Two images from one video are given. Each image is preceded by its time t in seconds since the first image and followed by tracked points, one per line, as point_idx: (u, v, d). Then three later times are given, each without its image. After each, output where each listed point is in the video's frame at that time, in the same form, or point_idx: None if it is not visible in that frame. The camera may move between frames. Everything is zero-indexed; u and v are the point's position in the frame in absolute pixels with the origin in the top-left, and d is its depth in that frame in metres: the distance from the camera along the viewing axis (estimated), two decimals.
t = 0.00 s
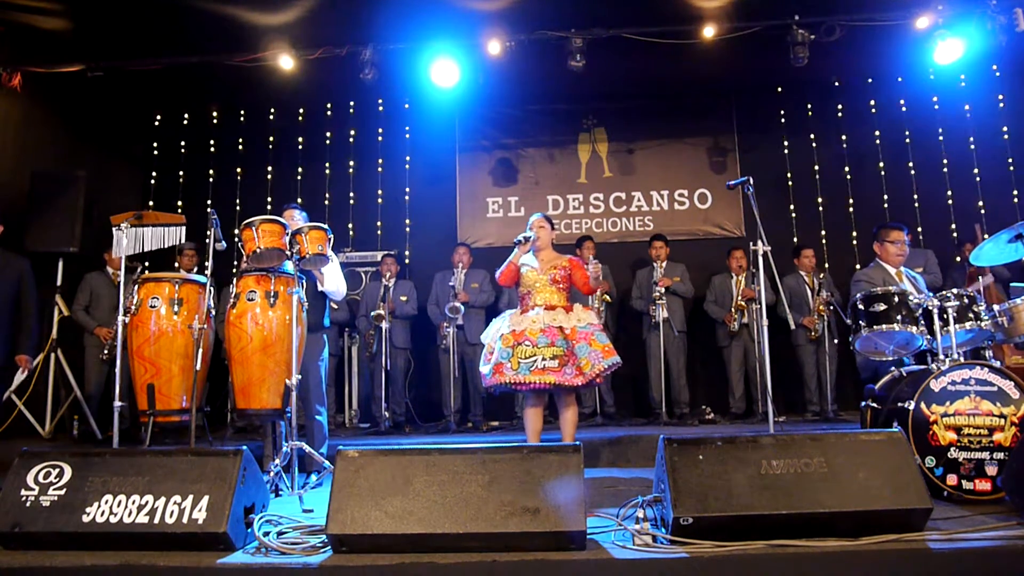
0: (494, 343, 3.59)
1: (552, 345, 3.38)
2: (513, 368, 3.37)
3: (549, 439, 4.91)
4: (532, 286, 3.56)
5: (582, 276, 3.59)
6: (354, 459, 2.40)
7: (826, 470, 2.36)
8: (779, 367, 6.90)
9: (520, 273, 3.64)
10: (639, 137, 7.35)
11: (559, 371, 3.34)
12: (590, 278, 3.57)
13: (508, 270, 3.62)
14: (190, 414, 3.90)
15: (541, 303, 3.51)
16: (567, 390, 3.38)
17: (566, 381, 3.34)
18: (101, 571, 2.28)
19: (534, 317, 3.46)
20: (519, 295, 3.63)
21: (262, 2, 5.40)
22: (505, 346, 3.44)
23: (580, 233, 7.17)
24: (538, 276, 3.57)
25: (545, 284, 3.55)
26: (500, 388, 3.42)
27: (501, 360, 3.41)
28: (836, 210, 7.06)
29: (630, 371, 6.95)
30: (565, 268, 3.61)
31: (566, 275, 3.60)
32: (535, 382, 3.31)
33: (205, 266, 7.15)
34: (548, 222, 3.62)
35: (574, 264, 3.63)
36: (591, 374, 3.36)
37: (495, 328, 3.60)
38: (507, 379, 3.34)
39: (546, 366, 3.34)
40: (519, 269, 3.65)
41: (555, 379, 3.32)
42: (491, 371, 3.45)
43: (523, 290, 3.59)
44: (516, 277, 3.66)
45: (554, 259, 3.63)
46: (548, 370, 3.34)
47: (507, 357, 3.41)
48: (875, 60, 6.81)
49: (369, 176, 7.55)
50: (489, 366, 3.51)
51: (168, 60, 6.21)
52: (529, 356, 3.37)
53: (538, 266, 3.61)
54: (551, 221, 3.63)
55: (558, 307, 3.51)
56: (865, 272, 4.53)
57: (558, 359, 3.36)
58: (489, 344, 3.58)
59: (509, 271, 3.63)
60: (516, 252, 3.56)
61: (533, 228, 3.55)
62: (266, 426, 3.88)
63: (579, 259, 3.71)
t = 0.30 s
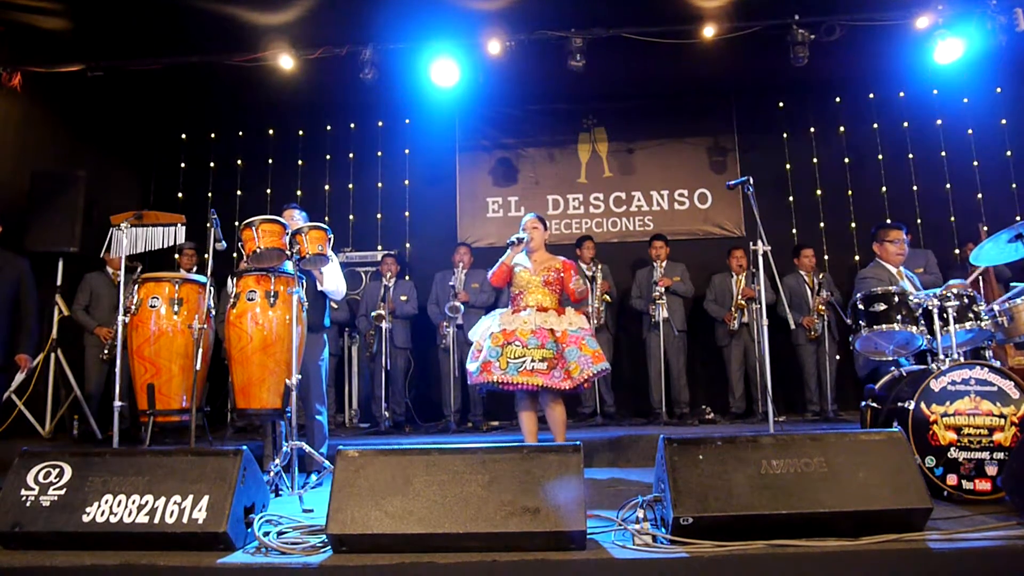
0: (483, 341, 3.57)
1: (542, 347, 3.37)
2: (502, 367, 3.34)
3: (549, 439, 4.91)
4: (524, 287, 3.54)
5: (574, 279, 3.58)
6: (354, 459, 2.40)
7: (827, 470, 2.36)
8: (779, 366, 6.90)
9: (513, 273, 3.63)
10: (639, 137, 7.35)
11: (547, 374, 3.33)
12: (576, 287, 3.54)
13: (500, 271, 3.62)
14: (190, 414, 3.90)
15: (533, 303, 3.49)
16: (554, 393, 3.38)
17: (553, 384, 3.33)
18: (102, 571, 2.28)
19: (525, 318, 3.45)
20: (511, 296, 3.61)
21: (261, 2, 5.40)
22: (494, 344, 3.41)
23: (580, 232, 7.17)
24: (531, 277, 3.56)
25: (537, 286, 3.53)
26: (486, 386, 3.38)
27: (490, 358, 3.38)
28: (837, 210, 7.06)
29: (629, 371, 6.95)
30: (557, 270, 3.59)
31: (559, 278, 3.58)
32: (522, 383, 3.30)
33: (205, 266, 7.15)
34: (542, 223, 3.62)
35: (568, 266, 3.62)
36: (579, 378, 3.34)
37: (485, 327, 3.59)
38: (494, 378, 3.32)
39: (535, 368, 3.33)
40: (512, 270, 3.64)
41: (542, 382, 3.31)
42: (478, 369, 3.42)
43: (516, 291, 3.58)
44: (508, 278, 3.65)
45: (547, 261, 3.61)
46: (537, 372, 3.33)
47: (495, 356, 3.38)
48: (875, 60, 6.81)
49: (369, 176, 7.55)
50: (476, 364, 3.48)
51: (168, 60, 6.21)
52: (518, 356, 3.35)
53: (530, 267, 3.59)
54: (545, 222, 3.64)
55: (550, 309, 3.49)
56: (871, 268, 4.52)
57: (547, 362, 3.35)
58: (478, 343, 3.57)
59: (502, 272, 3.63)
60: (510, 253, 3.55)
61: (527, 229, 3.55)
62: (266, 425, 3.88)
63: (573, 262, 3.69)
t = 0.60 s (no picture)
0: (482, 343, 3.56)
1: (544, 347, 3.37)
2: (505, 369, 3.34)
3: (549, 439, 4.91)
4: (522, 286, 3.53)
5: (572, 278, 3.58)
6: (353, 460, 2.40)
7: (826, 470, 2.36)
8: (779, 367, 6.90)
9: (511, 272, 3.60)
10: (639, 137, 7.35)
11: (551, 374, 3.34)
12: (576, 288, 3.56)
13: (497, 271, 3.59)
14: (190, 415, 3.90)
15: (533, 303, 3.49)
16: (558, 393, 3.38)
17: (557, 385, 3.33)
18: (102, 571, 2.28)
19: (526, 319, 3.45)
20: (509, 294, 3.60)
21: (262, 3, 5.41)
22: (496, 346, 3.41)
23: (580, 233, 7.17)
24: (529, 275, 3.54)
25: (536, 284, 3.52)
26: (490, 389, 3.38)
27: (493, 361, 3.38)
28: (836, 210, 7.06)
29: (629, 372, 6.95)
30: (555, 269, 3.58)
31: (556, 276, 3.58)
32: (526, 385, 3.31)
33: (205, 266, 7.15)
34: (539, 221, 3.58)
35: (565, 265, 3.61)
36: (582, 378, 3.34)
37: (484, 327, 3.60)
38: (498, 381, 3.32)
39: (538, 369, 3.33)
40: (509, 269, 3.61)
41: (546, 382, 3.32)
42: (480, 371, 3.42)
43: (513, 289, 3.57)
44: (506, 278, 3.62)
45: (545, 259, 3.59)
46: (540, 373, 3.33)
47: (498, 358, 3.38)
48: (875, 60, 6.81)
49: (369, 176, 7.55)
50: (478, 366, 3.48)
51: (168, 60, 6.21)
52: (521, 358, 3.35)
53: (528, 265, 3.57)
54: (541, 220, 3.60)
55: (551, 309, 3.49)
56: (876, 265, 4.56)
57: (550, 362, 3.35)
58: (479, 344, 3.58)
59: (500, 272, 3.59)
60: (508, 252, 3.52)
61: (522, 228, 3.52)
62: (267, 426, 3.88)
63: (570, 260, 3.68)
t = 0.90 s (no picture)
0: (485, 344, 3.56)
1: (548, 347, 3.37)
2: (508, 370, 3.34)
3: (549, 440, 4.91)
4: (525, 286, 3.52)
5: (574, 277, 3.58)
6: (354, 460, 2.40)
7: (826, 470, 2.36)
8: (779, 367, 6.90)
9: (512, 273, 3.58)
10: (640, 137, 7.35)
11: (555, 374, 3.34)
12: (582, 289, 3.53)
13: (499, 272, 3.56)
14: (190, 415, 3.90)
15: (535, 302, 3.48)
16: (562, 393, 3.38)
17: (562, 384, 3.34)
18: (102, 572, 2.28)
19: (529, 318, 3.43)
20: (511, 295, 3.59)
21: (262, 3, 5.40)
22: (498, 347, 3.41)
23: (580, 233, 7.17)
24: (531, 275, 3.53)
25: (538, 284, 3.51)
26: (493, 390, 3.39)
27: (495, 362, 3.38)
28: (836, 211, 7.06)
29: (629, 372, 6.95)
30: (557, 268, 3.57)
31: (559, 275, 3.57)
32: (530, 386, 3.31)
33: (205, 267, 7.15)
34: (539, 220, 3.58)
35: (567, 263, 3.60)
36: (587, 377, 3.36)
37: (487, 328, 3.60)
38: (502, 382, 3.32)
39: (542, 369, 3.34)
40: (511, 269, 3.59)
41: (550, 383, 3.32)
42: (483, 373, 3.42)
43: (516, 290, 3.56)
44: (508, 279, 3.59)
45: (546, 259, 3.59)
46: (544, 373, 3.33)
47: (501, 359, 3.37)
48: (875, 60, 6.81)
49: (370, 176, 7.55)
50: (481, 368, 3.48)
51: (168, 61, 6.20)
52: (525, 358, 3.36)
53: (529, 265, 3.56)
54: (541, 219, 3.60)
55: (553, 308, 3.49)
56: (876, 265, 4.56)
57: (554, 362, 3.36)
58: (480, 346, 3.57)
59: (501, 273, 3.56)
60: (509, 252, 3.51)
61: (522, 227, 3.51)
62: (267, 426, 3.88)
63: (571, 259, 3.67)
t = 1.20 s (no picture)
0: (483, 345, 3.60)
1: (543, 347, 3.36)
2: (503, 371, 3.35)
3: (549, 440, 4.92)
4: (523, 285, 3.52)
5: (575, 274, 3.55)
6: (353, 460, 2.40)
7: (827, 471, 2.36)
8: (779, 367, 6.90)
9: (511, 272, 3.63)
10: (640, 137, 7.35)
11: (551, 375, 3.32)
12: (583, 286, 3.51)
13: (497, 271, 3.62)
14: (190, 415, 3.90)
15: (534, 301, 3.47)
16: (559, 393, 3.36)
17: (558, 385, 3.31)
18: (102, 572, 2.28)
19: (525, 318, 3.43)
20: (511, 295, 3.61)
21: (262, 3, 5.40)
22: (494, 347, 3.43)
23: (580, 233, 7.17)
24: (529, 274, 3.52)
25: (536, 283, 3.50)
26: (489, 391, 3.40)
27: (491, 362, 3.40)
28: (836, 211, 7.06)
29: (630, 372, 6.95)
30: (557, 265, 3.55)
31: (559, 273, 3.54)
32: (525, 386, 3.30)
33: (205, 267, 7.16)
34: (540, 218, 3.56)
35: (567, 261, 3.57)
36: (583, 378, 3.33)
37: (485, 328, 3.60)
38: (496, 382, 3.33)
39: (537, 370, 3.32)
40: (510, 268, 3.64)
41: (546, 383, 3.30)
42: (479, 373, 3.44)
43: (516, 289, 3.57)
44: (507, 277, 3.65)
45: (546, 256, 3.57)
46: (539, 374, 3.32)
47: (496, 360, 3.39)
48: (876, 60, 6.81)
49: (370, 176, 7.55)
50: (478, 368, 3.50)
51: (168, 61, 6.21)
52: (519, 359, 3.35)
53: (529, 263, 3.56)
54: (542, 216, 3.59)
55: (551, 307, 3.47)
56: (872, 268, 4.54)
57: (549, 362, 3.34)
58: (478, 345, 3.59)
59: (500, 272, 3.63)
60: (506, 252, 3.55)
61: (522, 225, 3.51)
62: (267, 426, 3.88)
63: (573, 256, 3.64)
